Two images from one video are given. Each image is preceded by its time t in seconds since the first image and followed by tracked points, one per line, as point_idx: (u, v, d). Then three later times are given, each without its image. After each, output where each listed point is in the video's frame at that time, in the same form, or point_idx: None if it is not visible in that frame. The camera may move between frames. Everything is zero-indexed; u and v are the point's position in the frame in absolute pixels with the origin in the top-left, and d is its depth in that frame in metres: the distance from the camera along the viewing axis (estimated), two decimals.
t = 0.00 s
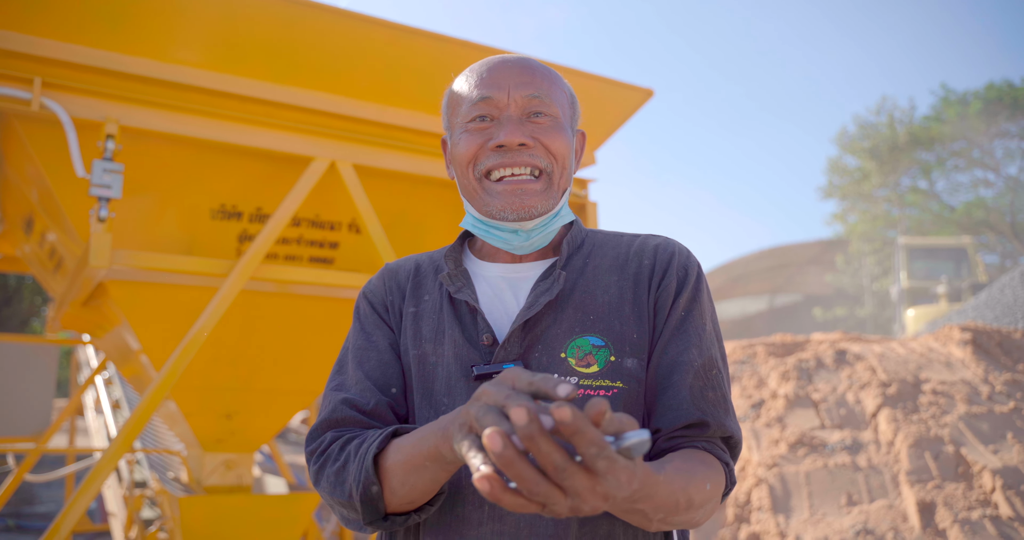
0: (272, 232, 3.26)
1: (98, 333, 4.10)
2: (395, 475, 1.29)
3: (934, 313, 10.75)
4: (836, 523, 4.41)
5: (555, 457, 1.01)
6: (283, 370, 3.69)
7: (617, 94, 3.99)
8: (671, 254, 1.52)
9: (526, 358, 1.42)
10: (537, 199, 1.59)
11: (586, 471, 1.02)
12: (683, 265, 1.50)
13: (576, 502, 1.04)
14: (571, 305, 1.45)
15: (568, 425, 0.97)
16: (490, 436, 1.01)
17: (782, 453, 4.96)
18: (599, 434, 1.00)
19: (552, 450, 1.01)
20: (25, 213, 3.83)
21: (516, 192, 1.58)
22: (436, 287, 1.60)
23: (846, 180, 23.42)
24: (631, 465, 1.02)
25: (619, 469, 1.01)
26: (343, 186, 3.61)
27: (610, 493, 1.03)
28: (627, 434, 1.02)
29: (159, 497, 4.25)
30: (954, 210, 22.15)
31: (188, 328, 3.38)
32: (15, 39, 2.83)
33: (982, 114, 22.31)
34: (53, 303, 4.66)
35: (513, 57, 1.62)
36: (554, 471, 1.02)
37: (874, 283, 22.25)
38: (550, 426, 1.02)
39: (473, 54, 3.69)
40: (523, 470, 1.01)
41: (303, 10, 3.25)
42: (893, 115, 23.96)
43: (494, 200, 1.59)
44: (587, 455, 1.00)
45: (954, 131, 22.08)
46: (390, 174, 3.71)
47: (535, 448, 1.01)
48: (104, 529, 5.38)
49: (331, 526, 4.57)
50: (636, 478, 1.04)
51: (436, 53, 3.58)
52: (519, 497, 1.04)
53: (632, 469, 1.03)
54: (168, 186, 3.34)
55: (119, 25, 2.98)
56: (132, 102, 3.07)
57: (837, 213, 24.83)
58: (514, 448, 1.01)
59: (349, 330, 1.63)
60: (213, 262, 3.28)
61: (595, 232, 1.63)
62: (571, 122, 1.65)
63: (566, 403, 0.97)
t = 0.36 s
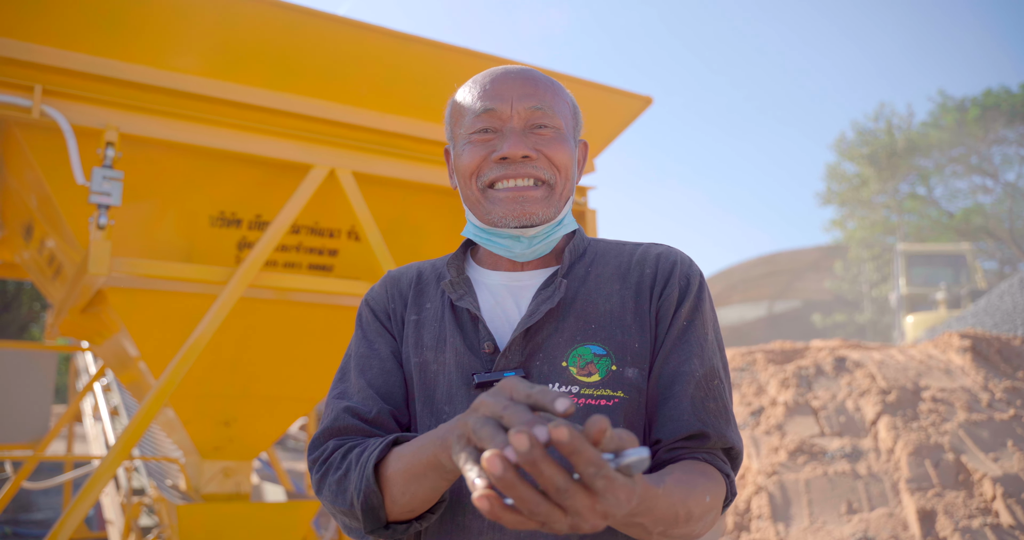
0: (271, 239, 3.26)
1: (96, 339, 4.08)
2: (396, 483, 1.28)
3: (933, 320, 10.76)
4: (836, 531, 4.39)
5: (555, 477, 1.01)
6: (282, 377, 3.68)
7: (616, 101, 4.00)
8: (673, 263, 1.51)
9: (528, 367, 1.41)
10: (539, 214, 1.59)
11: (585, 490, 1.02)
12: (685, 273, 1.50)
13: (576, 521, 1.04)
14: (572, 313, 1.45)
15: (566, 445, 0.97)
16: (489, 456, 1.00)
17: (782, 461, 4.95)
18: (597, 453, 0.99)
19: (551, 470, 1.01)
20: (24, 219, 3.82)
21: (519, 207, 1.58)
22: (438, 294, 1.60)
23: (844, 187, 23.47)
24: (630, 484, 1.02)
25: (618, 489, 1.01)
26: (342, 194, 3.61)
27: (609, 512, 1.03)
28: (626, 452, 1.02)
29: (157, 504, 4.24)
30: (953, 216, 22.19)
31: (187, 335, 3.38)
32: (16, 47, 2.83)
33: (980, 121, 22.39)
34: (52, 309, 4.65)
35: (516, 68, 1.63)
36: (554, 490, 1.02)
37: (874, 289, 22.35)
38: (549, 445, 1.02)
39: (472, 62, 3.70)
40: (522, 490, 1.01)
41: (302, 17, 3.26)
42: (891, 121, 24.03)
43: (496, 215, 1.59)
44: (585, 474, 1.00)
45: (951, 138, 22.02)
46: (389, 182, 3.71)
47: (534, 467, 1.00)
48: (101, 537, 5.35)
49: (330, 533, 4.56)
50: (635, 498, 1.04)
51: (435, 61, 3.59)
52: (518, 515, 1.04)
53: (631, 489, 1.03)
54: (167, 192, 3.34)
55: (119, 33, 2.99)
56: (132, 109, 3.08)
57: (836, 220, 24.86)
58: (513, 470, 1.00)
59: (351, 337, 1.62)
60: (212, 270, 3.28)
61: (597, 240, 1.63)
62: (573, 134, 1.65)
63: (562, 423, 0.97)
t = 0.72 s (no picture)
0: (267, 242, 3.26)
1: (91, 342, 4.08)
2: (392, 483, 1.29)
3: (928, 324, 10.80)
4: (830, 534, 4.40)
5: (567, 479, 1.01)
6: (277, 379, 3.68)
7: (611, 105, 4.02)
8: (669, 271, 1.52)
9: (522, 372, 1.42)
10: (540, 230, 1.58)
11: (595, 493, 1.02)
12: (680, 282, 1.51)
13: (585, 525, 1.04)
14: (568, 319, 1.45)
15: (578, 444, 0.97)
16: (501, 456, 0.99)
17: (776, 464, 4.96)
18: (607, 456, 1.00)
19: (562, 472, 1.00)
20: (19, 221, 3.82)
21: (521, 222, 1.58)
22: (434, 297, 1.60)
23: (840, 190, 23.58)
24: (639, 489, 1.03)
25: (628, 493, 1.02)
26: (338, 197, 3.62)
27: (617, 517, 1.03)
28: (634, 458, 1.05)
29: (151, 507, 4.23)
30: (947, 221, 22.28)
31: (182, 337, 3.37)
32: (11, 49, 2.83)
33: (974, 126, 22.51)
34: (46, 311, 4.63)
35: (525, 77, 1.61)
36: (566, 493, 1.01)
37: (869, 293, 22.37)
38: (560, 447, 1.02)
39: (468, 65, 3.71)
40: (534, 492, 1.00)
41: (300, 20, 3.25)
42: (887, 126, 24.13)
43: (499, 230, 1.59)
44: (595, 478, 1.01)
45: (948, 142, 22.33)
46: (385, 185, 3.72)
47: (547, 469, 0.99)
48: None
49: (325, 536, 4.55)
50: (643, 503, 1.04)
51: (432, 64, 3.59)
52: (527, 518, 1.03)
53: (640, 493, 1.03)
54: (163, 194, 3.35)
55: (115, 35, 2.98)
56: (127, 111, 3.09)
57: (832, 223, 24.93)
58: (526, 472, 1.00)
59: (346, 339, 1.62)
60: (207, 272, 3.27)
61: (594, 247, 1.64)
62: (578, 146, 1.65)
63: (574, 425, 0.98)
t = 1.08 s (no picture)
0: (263, 245, 3.26)
1: (87, 344, 4.07)
2: (385, 485, 1.29)
3: (924, 328, 10.83)
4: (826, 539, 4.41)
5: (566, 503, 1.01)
6: (273, 383, 3.68)
7: (608, 110, 4.02)
8: (669, 284, 1.52)
9: (520, 380, 1.42)
10: (542, 239, 1.57)
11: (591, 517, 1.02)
12: (680, 296, 1.51)
13: None
14: (567, 329, 1.45)
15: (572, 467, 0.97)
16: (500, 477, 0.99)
17: (772, 468, 4.96)
18: (602, 478, 1.01)
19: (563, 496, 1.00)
20: (14, 223, 3.82)
21: (524, 230, 1.57)
22: (433, 300, 1.60)
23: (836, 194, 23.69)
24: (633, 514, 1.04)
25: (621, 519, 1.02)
26: (335, 201, 3.63)
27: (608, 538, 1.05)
28: (631, 482, 1.06)
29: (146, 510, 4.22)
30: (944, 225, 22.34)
31: (177, 339, 3.37)
32: (9, 52, 2.83)
33: (971, 130, 22.59)
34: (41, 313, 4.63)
35: (535, 84, 1.59)
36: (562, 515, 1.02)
37: (865, 297, 22.25)
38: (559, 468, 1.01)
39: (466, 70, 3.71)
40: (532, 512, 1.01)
41: (298, 24, 3.25)
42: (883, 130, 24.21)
43: (502, 238, 1.58)
44: (588, 500, 1.01)
45: (943, 146, 22.46)
46: (382, 188, 3.73)
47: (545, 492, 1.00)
48: None
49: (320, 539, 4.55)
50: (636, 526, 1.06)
51: (430, 68, 3.59)
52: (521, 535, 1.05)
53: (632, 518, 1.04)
54: (159, 197, 3.34)
55: (112, 38, 2.98)
56: (124, 114, 3.09)
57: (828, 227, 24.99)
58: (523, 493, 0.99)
59: (343, 337, 1.62)
60: (205, 275, 3.27)
61: (594, 256, 1.64)
62: (584, 154, 1.64)
63: (569, 445, 0.97)
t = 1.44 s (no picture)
0: (263, 250, 3.28)
1: (87, 349, 4.08)
2: (381, 502, 1.29)
3: (924, 335, 10.83)
4: None
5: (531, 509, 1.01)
6: (273, 388, 3.68)
7: (608, 116, 4.04)
8: (662, 283, 1.53)
9: (515, 385, 1.43)
10: (525, 232, 1.58)
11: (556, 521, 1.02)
12: (674, 293, 1.51)
13: None
14: (560, 332, 1.46)
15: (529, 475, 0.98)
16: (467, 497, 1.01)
17: (771, 475, 4.96)
18: (566, 486, 1.00)
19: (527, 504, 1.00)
20: (16, 227, 3.83)
21: (506, 222, 1.58)
22: (427, 311, 1.61)
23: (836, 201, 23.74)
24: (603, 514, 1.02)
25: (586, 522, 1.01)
26: (335, 206, 3.64)
27: None
28: (601, 483, 1.03)
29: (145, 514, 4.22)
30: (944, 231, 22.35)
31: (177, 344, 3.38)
32: (12, 57, 2.85)
33: (971, 137, 22.62)
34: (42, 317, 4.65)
35: (507, 86, 1.65)
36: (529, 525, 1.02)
37: (864, 304, 22.18)
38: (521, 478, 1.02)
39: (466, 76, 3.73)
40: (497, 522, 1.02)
41: (298, 29, 3.28)
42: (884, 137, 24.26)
43: (486, 233, 1.59)
44: (554, 507, 1.00)
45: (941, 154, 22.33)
46: (381, 194, 3.74)
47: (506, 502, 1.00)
48: None
49: None
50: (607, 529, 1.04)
51: (429, 74, 3.62)
52: None
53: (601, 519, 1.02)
54: (159, 203, 3.36)
55: (114, 43, 3.01)
56: (125, 119, 3.09)
57: (829, 233, 25.00)
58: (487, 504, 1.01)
59: (341, 355, 1.64)
60: (204, 280, 3.28)
61: (588, 258, 1.65)
62: (563, 151, 1.67)
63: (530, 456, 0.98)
